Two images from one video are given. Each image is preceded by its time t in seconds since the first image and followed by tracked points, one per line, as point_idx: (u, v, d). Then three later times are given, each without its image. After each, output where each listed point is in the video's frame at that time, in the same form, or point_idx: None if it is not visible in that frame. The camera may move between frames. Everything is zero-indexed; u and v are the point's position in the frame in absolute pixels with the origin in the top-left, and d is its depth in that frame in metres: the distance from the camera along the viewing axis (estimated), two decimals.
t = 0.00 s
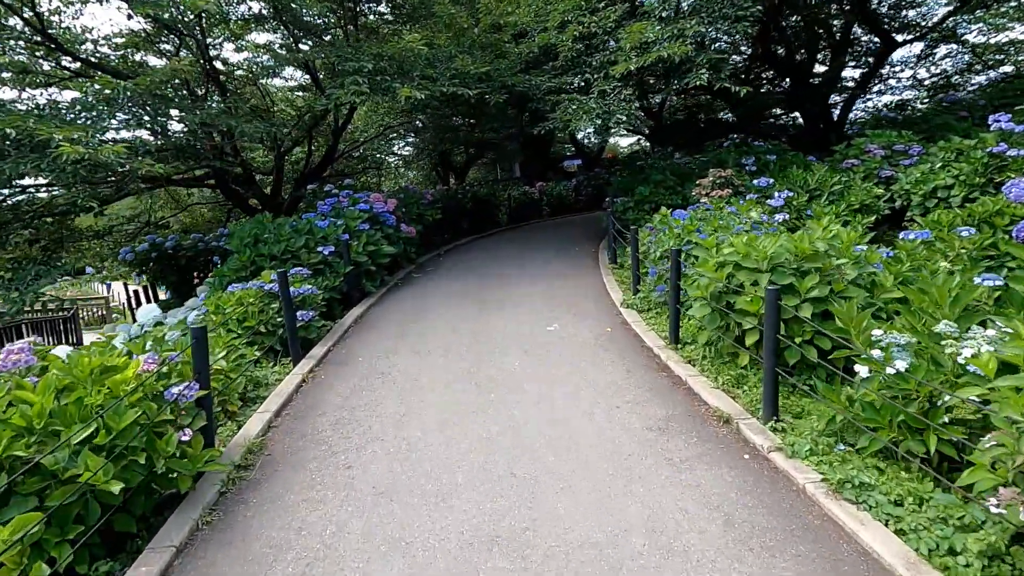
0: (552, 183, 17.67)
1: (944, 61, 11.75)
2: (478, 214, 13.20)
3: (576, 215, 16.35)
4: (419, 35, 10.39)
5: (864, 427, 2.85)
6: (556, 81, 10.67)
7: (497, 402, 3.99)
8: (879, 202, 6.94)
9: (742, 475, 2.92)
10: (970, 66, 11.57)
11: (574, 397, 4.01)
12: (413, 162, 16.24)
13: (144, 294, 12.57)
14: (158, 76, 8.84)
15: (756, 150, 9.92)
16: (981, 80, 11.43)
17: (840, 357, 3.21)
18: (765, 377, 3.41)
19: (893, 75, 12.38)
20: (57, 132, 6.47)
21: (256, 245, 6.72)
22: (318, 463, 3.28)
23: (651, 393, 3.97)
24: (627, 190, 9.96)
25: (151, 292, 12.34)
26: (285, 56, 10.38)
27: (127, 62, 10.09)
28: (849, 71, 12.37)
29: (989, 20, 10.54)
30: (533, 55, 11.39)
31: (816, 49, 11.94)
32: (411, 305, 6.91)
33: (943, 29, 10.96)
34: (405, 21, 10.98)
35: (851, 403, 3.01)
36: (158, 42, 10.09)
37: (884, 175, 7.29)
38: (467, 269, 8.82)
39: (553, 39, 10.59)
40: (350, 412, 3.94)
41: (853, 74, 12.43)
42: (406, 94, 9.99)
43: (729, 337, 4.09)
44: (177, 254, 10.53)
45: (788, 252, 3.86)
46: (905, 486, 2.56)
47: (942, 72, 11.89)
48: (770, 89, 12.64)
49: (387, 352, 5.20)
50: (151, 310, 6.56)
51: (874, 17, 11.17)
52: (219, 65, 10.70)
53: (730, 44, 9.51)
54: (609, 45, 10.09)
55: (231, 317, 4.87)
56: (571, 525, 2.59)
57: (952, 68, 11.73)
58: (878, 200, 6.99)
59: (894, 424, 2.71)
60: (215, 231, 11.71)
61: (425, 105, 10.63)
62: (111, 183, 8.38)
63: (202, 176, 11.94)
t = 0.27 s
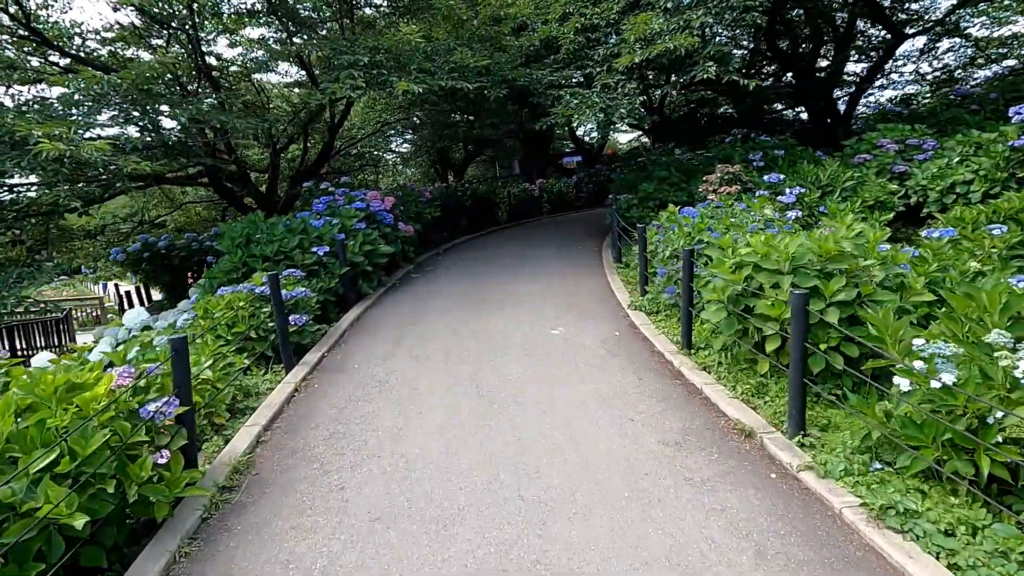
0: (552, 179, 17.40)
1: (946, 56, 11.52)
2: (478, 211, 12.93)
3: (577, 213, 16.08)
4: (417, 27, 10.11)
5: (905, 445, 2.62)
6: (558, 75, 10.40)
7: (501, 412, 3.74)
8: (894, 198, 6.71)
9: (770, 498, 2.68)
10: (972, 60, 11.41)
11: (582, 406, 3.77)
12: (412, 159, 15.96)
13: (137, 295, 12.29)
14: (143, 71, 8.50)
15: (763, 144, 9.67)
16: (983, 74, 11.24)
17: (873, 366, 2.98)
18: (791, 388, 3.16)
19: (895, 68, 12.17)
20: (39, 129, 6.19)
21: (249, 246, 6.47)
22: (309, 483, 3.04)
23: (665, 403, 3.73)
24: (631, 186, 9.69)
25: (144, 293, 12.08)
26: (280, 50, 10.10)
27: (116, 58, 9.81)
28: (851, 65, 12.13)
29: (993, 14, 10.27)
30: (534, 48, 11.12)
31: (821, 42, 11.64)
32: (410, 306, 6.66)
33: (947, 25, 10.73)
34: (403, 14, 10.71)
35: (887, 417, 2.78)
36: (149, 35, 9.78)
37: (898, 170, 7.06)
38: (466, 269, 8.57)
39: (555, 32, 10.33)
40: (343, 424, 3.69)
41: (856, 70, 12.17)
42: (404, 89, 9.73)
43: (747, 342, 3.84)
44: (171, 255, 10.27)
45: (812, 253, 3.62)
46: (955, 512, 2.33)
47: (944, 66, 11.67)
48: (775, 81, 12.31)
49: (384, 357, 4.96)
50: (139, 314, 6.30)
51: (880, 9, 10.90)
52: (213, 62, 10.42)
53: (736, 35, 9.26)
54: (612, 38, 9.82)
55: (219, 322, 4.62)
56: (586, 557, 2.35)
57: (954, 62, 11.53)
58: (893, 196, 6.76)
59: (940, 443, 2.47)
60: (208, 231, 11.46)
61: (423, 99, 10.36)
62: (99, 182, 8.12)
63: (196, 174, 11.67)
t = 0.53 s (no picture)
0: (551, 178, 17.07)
1: (948, 52, 11.23)
2: (475, 211, 12.61)
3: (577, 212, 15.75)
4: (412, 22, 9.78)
5: (954, 476, 2.34)
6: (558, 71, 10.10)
7: (502, 430, 3.45)
8: (910, 197, 6.45)
9: (806, 536, 2.39)
10: (975, 56, 11.17)
11: (590, 423, 3.48)
12: (408, 158, 15.65)
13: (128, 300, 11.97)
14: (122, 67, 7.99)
15: (770, 141, 9.38)
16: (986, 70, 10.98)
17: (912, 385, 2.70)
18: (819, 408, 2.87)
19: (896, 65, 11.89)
20: (13, 129, 5.87)
21: (236, 251, 6.17)
22: (290, 517, 2.74)
23: (680, 420, 3.44)
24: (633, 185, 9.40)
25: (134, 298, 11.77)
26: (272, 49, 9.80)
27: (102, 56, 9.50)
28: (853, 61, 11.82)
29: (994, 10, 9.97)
30: (533, 44, 10.82)
31: (824, 37, 11.31)
32: (405, 312, 6.36)
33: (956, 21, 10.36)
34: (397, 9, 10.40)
35: (931, 444, 2.50)
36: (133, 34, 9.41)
37: (912, 168, 6.78)
38: (464, 271, 8.27)
39: (554, 26, 10.02)
40: (331, 446, 3.40)
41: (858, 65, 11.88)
42: (399, 87, 9.42)
43: (766, 355, 3.55)
44: (160, 258, 9.97)
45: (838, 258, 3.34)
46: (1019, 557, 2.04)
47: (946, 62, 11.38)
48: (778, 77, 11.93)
49: (377, 368, 4.66)
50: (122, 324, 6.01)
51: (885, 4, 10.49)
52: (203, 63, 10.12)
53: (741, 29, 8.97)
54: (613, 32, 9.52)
55: (201, 334, 4.33)
56: None
57: (956, 58, 11.25)
58: (909, 195, 6.49)
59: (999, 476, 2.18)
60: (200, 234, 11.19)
61: (419, 97, 10.06)
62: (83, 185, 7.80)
63: (186, 175, 11.35)
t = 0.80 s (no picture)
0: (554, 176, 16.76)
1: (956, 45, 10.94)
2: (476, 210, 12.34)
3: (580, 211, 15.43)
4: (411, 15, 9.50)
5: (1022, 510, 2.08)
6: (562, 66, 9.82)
7: (510, 453, 3.18)
8: (930, 195, 6.22)
9: None
10: (981, 50, 10.90)
11: (604, 444, 3.22)
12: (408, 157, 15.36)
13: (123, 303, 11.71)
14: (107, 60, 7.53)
15: (781, 137, 9.10)
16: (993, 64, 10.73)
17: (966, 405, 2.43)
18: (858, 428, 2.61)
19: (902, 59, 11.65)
20: None
21: (228, 254, 5.91)
22: (277, 555, 2.47)
23: (701, 441, 3.17)
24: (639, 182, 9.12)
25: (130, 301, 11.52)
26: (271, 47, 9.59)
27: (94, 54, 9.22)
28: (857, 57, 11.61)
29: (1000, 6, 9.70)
30: (536, 38, 10.54)
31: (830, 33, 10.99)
32: (404, 318, 6.10)
33: (961, 18, 10.08)
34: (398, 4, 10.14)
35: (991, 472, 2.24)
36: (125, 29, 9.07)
37: (931, 164, 6.52)
38: (465, 274, 8.00)
39: (557, 19, 9.73)
40: (325, 469, 3.14)
41: (863, 60, 11.67)
42: (398, 82, 9.15)
43: (793, 366, 3.29)
44: (154, 259, 9.73)
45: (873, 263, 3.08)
46: None
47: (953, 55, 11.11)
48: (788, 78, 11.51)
49: (374, 381, 4.40)
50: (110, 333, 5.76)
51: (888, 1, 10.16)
52: (201, 60, 9.90)
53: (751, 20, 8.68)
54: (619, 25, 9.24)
55: (187, 344, 4.07)
56: None
57: (962, 52, 11.00)
58: (929, 193, 6.26)
59: None
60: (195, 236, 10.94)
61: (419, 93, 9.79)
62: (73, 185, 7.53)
63: (181, 174, 11.07)
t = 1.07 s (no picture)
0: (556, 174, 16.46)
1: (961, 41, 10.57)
2: (478, 210, 12.05)
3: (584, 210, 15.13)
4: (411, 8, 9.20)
5: None
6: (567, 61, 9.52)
7: (524, 479, 2.90)
8: (955, 194, 5.95)
9: None
10: (985, 46, 10.48)
11: (627, 467, 2.95)
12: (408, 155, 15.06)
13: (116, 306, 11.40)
14: (92, 55, 7.08)
15: (793, 133, 8.81)
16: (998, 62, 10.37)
17: None
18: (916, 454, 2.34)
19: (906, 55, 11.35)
20: None
21: (221, 257, 5.62)
22: None
23: (734, 464, 2.90)
24: (647, 181, 8.85)
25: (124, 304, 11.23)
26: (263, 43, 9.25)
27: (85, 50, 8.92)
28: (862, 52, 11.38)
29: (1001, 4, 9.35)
30: (540, 32, 10.24)
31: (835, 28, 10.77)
32: (405, 323, 5.82)
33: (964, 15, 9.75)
34: None
35: None
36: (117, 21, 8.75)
37: (954, 160, 6.25)
38: (468, 276, 7.72)
39: (562, 12, 9.43)
40: (323, 497, 2.87)
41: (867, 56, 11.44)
42: (397, 78, 8.85)
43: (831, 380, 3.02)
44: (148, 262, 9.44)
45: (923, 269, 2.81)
46: None
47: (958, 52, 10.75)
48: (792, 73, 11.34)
49: (375, 394, 4.12)
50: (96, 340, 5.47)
51: None
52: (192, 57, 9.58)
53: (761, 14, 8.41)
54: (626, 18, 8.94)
55: (176, 356, 3.79)
56: None
57: (966, 49, 10.64)
58: (954, 191, 5.99)
59: None
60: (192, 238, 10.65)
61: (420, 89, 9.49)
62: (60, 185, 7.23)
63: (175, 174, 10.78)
